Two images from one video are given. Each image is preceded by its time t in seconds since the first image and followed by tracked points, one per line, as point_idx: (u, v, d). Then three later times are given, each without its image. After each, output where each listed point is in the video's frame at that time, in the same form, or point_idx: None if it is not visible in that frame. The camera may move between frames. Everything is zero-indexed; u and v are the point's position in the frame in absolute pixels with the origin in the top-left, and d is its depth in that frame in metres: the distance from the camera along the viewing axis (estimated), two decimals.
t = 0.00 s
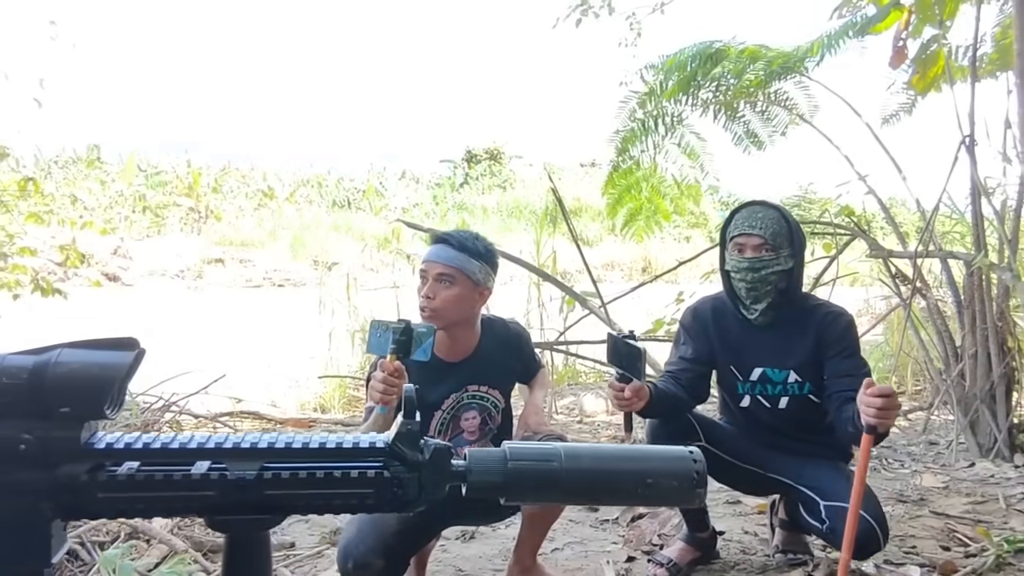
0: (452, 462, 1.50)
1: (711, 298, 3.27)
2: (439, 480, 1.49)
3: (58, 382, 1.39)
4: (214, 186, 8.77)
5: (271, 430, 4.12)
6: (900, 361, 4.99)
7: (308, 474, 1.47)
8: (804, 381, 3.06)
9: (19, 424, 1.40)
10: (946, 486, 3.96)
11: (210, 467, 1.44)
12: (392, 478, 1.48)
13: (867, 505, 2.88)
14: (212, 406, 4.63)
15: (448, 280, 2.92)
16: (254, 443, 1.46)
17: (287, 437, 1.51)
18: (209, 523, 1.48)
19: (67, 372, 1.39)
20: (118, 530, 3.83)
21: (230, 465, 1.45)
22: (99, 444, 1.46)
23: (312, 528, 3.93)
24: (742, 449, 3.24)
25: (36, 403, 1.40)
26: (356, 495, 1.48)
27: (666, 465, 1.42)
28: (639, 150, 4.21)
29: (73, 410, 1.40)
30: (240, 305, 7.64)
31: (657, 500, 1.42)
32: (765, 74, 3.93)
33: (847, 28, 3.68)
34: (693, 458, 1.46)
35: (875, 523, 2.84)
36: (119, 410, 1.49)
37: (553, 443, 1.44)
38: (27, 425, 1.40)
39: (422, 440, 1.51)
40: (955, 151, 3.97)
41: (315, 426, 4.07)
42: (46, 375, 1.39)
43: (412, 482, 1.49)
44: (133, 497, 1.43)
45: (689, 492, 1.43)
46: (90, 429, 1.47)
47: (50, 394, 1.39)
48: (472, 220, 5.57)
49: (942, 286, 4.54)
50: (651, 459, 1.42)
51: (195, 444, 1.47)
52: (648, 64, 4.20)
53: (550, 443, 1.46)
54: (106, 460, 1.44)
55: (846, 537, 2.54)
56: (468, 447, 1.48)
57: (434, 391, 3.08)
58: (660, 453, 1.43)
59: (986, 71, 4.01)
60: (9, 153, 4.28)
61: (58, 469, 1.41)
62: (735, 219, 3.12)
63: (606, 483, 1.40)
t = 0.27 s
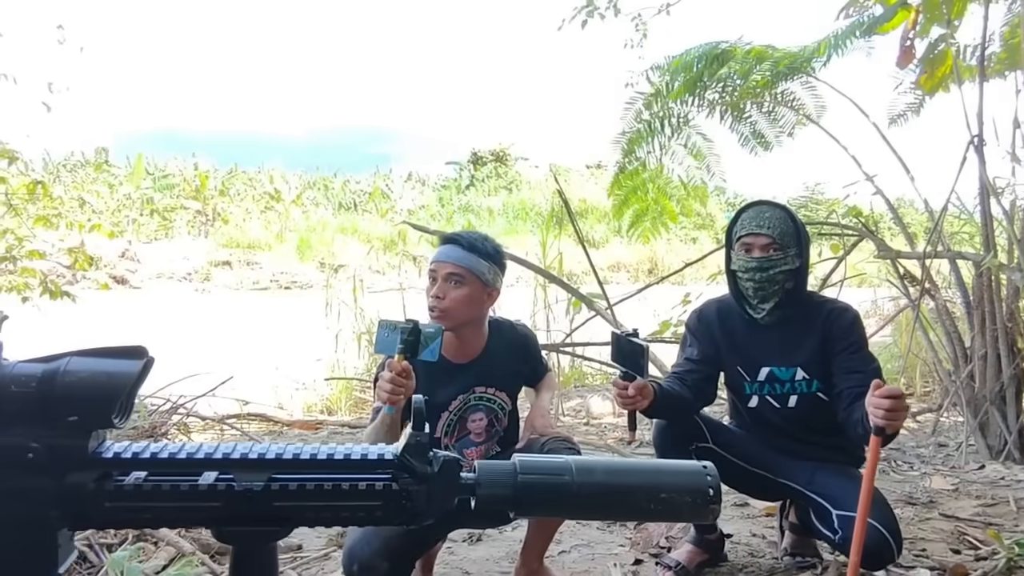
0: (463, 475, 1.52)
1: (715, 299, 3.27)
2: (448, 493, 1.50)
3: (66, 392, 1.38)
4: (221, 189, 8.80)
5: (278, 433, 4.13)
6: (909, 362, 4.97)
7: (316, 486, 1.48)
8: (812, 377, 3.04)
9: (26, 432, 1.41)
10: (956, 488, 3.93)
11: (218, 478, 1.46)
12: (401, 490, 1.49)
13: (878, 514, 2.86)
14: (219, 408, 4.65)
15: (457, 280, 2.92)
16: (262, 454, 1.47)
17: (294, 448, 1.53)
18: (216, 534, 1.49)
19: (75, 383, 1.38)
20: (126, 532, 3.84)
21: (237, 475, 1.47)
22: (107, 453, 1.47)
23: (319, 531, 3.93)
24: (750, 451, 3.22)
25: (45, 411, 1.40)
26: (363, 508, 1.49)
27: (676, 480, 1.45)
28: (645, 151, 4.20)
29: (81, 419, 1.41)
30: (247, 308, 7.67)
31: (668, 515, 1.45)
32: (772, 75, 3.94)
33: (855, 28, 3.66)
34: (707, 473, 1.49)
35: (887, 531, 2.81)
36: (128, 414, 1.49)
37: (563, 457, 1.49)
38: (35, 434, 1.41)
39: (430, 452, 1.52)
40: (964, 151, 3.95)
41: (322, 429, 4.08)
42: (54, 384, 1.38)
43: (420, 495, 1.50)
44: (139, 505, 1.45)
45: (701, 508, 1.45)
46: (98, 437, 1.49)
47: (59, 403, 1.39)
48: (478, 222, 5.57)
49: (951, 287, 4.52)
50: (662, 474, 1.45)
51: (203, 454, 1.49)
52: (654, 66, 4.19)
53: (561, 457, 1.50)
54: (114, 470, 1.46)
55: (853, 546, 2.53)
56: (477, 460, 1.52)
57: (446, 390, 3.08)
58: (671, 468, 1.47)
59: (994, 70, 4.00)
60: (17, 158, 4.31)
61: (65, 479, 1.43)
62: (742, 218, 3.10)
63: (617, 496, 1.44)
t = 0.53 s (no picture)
0: (468, 469, 1.52)
1: (721, 302, 3.26)
2: (455, 487, 1.51)
3: (79, 394, 1.40)
4: (226, 193, 8.81)
5: (284, 435, 4.13)
6: (916, 363, 4.96)
7: (326, 482, 1.49)
8: (817, 378, 3.03)
9: (41, 434, 1.42)
10: (964, 491, 3.90)
11: (229, 476, 1.47)
12: (409, 485, 1.51)
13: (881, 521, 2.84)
14: (225, 411, 4.65)
15: (467, 284, 2.92)
16: (272, 451, 1.49)
17: (303, 445, 1.54)
18: (228, 531, 1.51)
19: (89, 385, 1.39)
20: (133, 535, 3.85)
21: (248, 473, 1.48)
22: (118, 453, 1.49)
23: (325, 533, 3.93)
24: (754, 453, 3.22)
25: (59, 412, 1.41)
26: (372, 503, 1.50)
27: (679, 471, 1.44)
28: (650, 153, 4.20)
29: (95, 419, 1.42)
30: (253, 311, 7.67)
31: (671, 506, 1.44)
32: (777, 76, 3.91)
33: (860, 28, 3.65)
34: (708, 463, 1.48)
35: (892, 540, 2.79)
36: (140, 415, 1.51)
37: (566, 450, 1.47)
38: (49, 434, 1.42)
39: (437, 447, 1.54)
40: (970, 152, 3.93)
41: (328, 431, 4.08)
42: (68, 386, 1.40)
43: (429, 489, 1.52)
44: (151, 506, 1.46)
45: (703, 498, 1.44)
46: (110, 438, 1.51)
47: (72, 405, 1.41)
48: (482, 224, 5.57)
49: (958, 288, 4.51)
50: (664, 466, 1.44)
51: (214, 452, 1.51)
52: (659, 67, 4.18)
53: (564, 449, 1.49)
54: (126, 469, 1.47)
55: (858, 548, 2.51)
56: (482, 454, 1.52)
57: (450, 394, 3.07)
58: (673, 459, 1.45)
59: (1001, 71, 3.98)
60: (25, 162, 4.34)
61: (79, 480, 1.45)
62: (747, 220, 3.10)
63: (620, 488, 1.43)
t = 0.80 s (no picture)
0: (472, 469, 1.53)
1: (724, 300, 3.26)
2: (459, 486, 1.52)
3: (86, 390, 1.40)
4: (231, 193, 8.83)
5: (289, 435, 4.14)
6: (922, 363, 4.94)
7: (330, 480, 1.50)
8: (821, 377, 3.01)
9: (48, 430, 1.43)
10: (970, 490, 3.89)
11: (234, 474, 1.47)
12: (414, 484, 1.51)
13: (880, 518, 2.84)
14: (230, 411, 4.66)
15: (468, 287, 2.92)
16: (277, 450, 1.49)
17: (307, 444, 1.55)
18: (233, 529, 1.51)
19: (95, 381, 1.40)
20: (138, 534, 3.86)
21: (252, 471, 1.48)
22: (124, 451, 1.50)
23: (330, 533, 3.93)
24: (758, 452, 3.21)
25: (66, 409, 1.42)
26: (377, 502, 1.51)
27: (683, 472, 1.45)
28: (654, 152, 4.19)
29: (100, 416, 1.43)
30: (258, 311, 7.68)
31: (675, 507, 1.45)
32: (781, 75, 3.90)
33: (865, 26, 3.64)
34: (713, 465, 1.49)
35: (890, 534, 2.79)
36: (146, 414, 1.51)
37: (571, 449, 1.48)
38: (56, 432, 1.43)
39: (441, 447, 1.55)
40: (975, 150, 3.92)
41: (333, 431, 4.09)
42: (75, 383, 1.40)
43: (433, 489, 1.52)
44: (157, 503, 1.46)
45: (707, 499, 1.45)
46: (116, 435, 1.51)
47: (79, 401, 1.42)
48: (486, 224, 5.57)
49: (964, 287, 4.50)
50: (669, 466, 1.45)
51: (219, 451, 1.51)
52: (662, 66, 4.18)
53: (568, 450, 1.50)
54: (131, 467, 1.48)
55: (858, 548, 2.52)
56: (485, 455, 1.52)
57: (452, 396, 3.09)
58: (677, 460, 1.46)
59: (1006, 69, 3.98)
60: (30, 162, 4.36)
61: (85, 476, 1.45)
62: (749, 218, 3.09)
63: (624, 489, 1.43)
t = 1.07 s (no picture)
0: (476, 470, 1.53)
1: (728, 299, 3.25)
2: (463, 488, 1.52)
3: (84, 393, 1.41)
4: (235, 195, 8.84)
5: (293, 436, 4.14)
6: (927, 362, 4.93)
7: (332, 482, 1.51)
8: (824, 378, 3.01)
9: (48, 433, 1.43)
10: (976, 491, 3.87)
11: (235, 476, 1.49)
12: (416, 486, 1.52)
13: (886, 515, 2.83)
14: (234, 412, 4.67)
15: (462, 294, 2.95)
16: (278, 452, 1.50)
17: (309, 446, 1.56)
18: (233, 531, 1.53)
19: (93, 384, 1.40)
20: (143, 535, 3.87)
21: (254, 473, 1.49)
22: (125, 453, 1.50)
23: (334, 533, 3.94)
24: (763, 451, 3.21)
25: (65, 412, 1.43)
26: (379, 503, 1.51)
27: (692, 471, 1.45)
28: (658, 152, 4.19)
29: (99, 419, 1.44)
30: (262, 312, 7.69)
31: (683, 507, 1.45)
32: (784, 74, 3.89)
33: (868, 25, 3.62)
34: (721, 464, 1.49)
35: (898, 533, 2.78)
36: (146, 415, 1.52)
37: (576, 450, 1.48)
38: (56, 434, 1.44)
39: (445, 448, 1.54)
40: (981, 148, 3.90)
41: (336, 431, 4.09)
42: (74, 385, 1.41)
43: (436, 490, 1.53)
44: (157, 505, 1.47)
45: (716, 499, 1.46)
46: (117, 438, 1.52)
47: (78, 404, 1.42)
48: (490, 225, 5.57)
49: (969, 286, 4.49)
50: (678, 466, 1.45)
51: (220, 452, 1.52)
52: (666, 66, 4.18)
53: (574, 450, 1.50)
54: (132, 469, 1.49)
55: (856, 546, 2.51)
56: (490, 455, 1.52)
57: (456, 402, 3.18)
58: (687, 460, 1.47)
59: (1011, 67, 3.96)
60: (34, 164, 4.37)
61: (86, 479, 1.46)
62: (750, 218, 3.08)
63: (632, 489, 1.44)
